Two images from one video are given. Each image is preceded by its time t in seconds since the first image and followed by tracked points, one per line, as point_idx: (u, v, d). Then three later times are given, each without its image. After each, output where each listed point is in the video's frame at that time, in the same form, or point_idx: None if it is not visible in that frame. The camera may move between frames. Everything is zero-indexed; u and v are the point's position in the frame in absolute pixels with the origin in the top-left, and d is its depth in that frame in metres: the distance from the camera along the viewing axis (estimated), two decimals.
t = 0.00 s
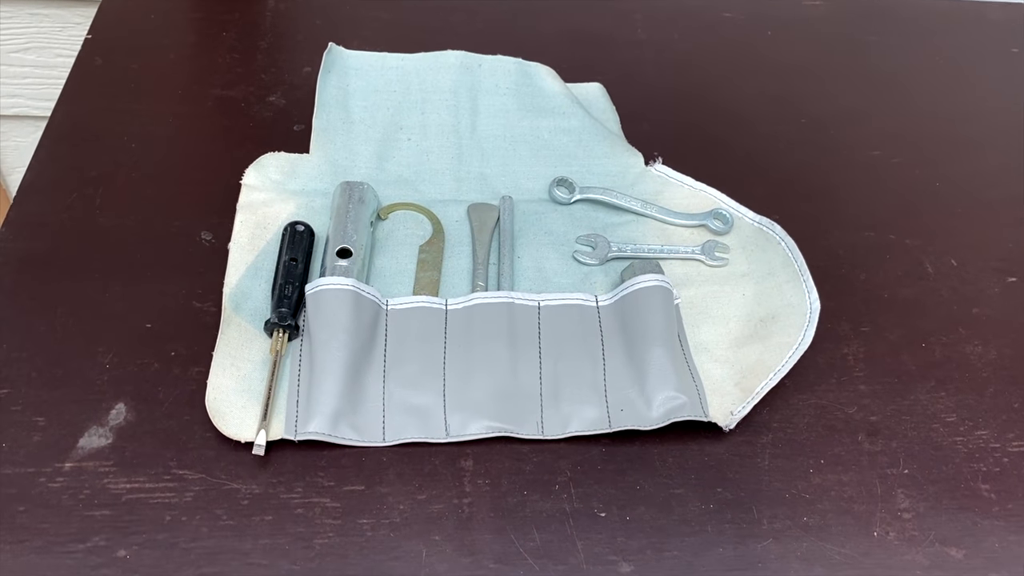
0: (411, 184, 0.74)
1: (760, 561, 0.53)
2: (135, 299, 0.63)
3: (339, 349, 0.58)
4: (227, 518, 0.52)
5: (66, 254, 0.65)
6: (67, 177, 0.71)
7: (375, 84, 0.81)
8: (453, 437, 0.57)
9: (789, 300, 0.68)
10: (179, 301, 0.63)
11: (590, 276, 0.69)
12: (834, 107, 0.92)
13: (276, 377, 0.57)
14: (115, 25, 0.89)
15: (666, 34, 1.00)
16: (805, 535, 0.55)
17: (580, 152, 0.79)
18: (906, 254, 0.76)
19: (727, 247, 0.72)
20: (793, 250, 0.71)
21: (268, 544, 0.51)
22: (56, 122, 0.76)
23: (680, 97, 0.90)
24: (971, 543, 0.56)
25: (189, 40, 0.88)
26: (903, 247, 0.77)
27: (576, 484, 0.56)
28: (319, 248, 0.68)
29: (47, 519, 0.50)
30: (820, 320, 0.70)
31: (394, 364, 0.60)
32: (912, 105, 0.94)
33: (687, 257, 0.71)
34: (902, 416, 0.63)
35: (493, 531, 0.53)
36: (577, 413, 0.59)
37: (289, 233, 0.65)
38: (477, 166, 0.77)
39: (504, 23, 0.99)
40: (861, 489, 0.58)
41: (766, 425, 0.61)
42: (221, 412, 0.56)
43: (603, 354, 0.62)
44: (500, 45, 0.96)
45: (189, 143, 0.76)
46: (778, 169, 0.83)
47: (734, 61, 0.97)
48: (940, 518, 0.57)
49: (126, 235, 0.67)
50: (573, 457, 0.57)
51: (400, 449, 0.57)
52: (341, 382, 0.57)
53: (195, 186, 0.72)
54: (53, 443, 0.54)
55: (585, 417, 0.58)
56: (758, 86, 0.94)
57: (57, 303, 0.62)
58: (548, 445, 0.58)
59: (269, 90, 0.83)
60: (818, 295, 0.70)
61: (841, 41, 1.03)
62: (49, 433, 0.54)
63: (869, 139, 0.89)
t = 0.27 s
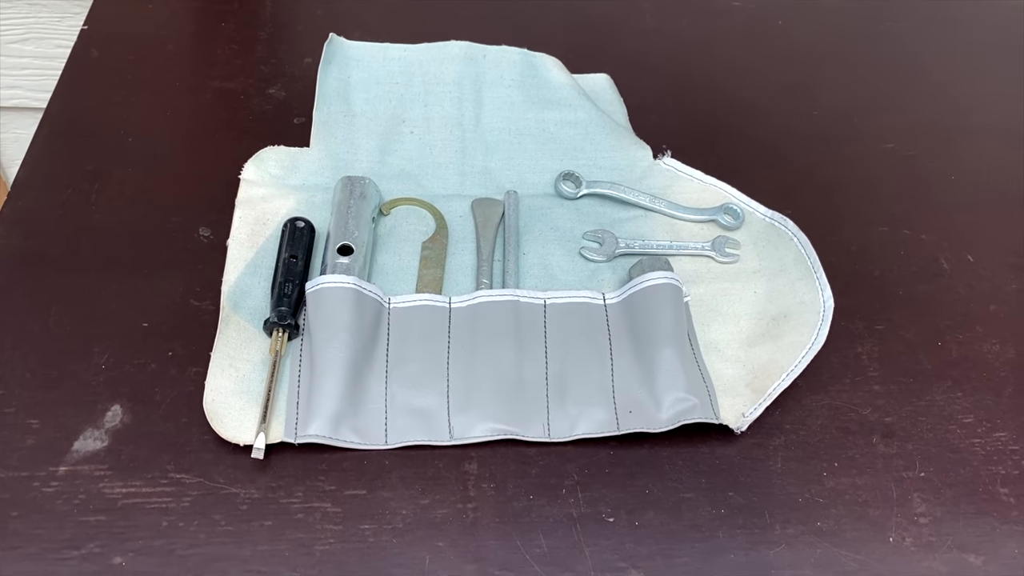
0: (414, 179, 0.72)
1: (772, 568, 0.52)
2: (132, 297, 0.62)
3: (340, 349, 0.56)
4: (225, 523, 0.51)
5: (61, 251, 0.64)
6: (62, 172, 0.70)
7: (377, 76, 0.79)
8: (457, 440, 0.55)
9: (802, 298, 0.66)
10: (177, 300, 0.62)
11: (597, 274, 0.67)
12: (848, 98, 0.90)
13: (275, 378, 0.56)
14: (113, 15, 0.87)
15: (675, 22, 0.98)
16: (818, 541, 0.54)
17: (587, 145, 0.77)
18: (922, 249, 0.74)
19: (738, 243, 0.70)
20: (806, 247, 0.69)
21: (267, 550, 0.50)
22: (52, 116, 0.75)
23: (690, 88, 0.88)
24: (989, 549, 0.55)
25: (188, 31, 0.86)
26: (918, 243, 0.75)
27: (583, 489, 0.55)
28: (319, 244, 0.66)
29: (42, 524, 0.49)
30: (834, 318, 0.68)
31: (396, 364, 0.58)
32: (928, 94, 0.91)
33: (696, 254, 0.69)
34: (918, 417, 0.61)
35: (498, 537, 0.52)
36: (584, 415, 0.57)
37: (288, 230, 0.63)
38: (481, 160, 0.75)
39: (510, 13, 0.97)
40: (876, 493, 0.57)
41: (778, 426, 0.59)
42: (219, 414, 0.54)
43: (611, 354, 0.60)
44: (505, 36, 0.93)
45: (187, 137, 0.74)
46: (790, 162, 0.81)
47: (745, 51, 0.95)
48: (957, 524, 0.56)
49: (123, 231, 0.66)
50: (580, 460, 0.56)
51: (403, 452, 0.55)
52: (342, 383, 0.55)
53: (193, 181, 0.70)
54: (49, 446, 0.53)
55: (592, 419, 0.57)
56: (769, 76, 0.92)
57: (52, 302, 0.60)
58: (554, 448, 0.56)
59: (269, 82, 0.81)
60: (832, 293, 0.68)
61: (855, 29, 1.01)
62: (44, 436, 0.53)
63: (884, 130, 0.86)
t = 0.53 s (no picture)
0: (412, 177, 0.71)
1: None
2: (122, 300, 0.60)
3: (335, 355, 0.55)
4: (216, 536, 0.49)
5: (49, 252, 0.62)
6: (51, 171, 0.68)
7: (374, 71, 0.77)
8: (455, 448, 0.54)
9: (810, 299, 0.64)
10: (168, 303, 0.60)
11: (600, 275, 0.65)
12: (858, 92, 0.87)
13: (268, 385, 0.54)
14: (105, 8, 0.85)
15: (680, 14, 0.95)
16: (827, 553, 0.52)
17: (590, 142, 0.75)
18: (934, 249, 0.72)
19: (745, 243, 0.68)
20: (815, 247, 0.67)
21: (259, 564, 0.48)
22: (41, 112, 0.73)
23: (696, 82, 0.86)
24: (1004, 562, 0.53)
25: (181, 24, 0.84)
26: (930, 242, 0.73)
27: (585, 499, 0.53)
28: (314, 245, 0.64)
29: (29, 537, 0.48)
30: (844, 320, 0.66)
31: (393, 370, 0.56)
32: (941, 88, 0.89)
33: (702, 254, 0.67)
34: (930, 424, 0.60)
35: (497, 549, 0.50)
36: (586, 422, 0.55)
37: (282, 230, 0.62)
38: (481, 157, 0.73)
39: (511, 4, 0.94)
40: (887, 503, 0.55)
41: (786, 433, 0.58)
42: (210, 422, 0.53)
43: (614, 358, 0.58)
44: (507, 28, 0.91)
45: (179, 133, 0.72)
46: (799, 159, 0.79)
47: (753, 43, 0.92)
48: (970, 535, 0.54)
49: (113, 232, 0.64)
50: (581, 469, 0.54)
51: (400, 461, 0.54)
52: (337, 389, 0.54)
53: (185, 180, 0.69)
54: (36, 455, 0.51)
55: (594, 427, 0.55)
56: (777, 69, 0.89)
57: (39, 305, 0.59)
58: (555, 456, 0.55)
59: (264, 77, 0.79)
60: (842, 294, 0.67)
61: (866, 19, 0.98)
62: (31, 445, 0.52)
63: (894, 125, 0.84)
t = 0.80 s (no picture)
0: (406, 177, 0.69)
1: None
2: (107, 305, 0.58)
3: (325, 363, 0.53)
4: (202, 551, 0.48)
5: (33, 256, 0.61)
6: (35, 171, 0.66)
7: (368, 67, 0.75)
8: (448, 460, 0.52)
9: (814, 304, 0.63)
10: (154, 308, 0.59)
11: (598, 278, 0.64)
12: (864, 88, 0.85)
13: (256, 394, 0.53)
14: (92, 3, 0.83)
15: (682, 9, 0.93)
16: (831, 568, 0.51)
17: (588, 140, 0.73)
18: (942, 251, 0.70)
19: (747, 244, 0.67)
20: (819, 249, 0.65)
21: None
22: (25, 110, 0.71)
23: (698, 79, 0.84)
24: None
25: (171, 19, 0.82)
26: (938, 244, 0.71)
27: (582, 512, 0.52)
28: (305, 248, 0.63)
29: (9, 553, 0.47)
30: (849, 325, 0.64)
31: (385, 378, 0.55)
32: (949, 83, 0.87)
33: (703, 256, 0.65)
34: (937, 432, 0.58)
35: (491, 565, 0.49)
36: (583, 432, 0.54)
37: (271, 233, 0.60)
38: (476, 156, 0.71)
39: None
40: (892, 515, 0.53)
41: (789, 443, 0.56)
42: (196, 433, 0.51)
43: (612, 366, 0.57)
44: (504, 24, 0.89)
45: (167, 132, 0.71)
46: (803, 158, 0.77)
47: (756, 39, 0.90)
48: (978, 548, 0.53)
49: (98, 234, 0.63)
50: (578, 481, 0.53)
51: (391, 473, 0.52)
52: (327, 398, 0.52)
53: (173, 180, 0.67)
54: (17, 467, 0.50)
55: (592, 437, 0.54)
56: (781, 65, 0.87)
57: (22, 311, 0.57)
58: (551, 467, 0.53)
59: (255, 74, 0.77)
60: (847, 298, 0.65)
61: (873, 13, 0.96)
62: (12, 456, 0.50)
63: (901, 122, 0.82)
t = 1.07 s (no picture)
0: (400, 175, 0.67)
1: None
2: (91, 309, 0.57)
3: (314, 370, 0.52)
4: (186, 566, 0.46)
5: (15, 258, 0.59)
6: (19, 170, 0.65)
7: (361, 62, 0.73)
8: (441, 471, 0.51)
9: (820, 307, 0.61)
10: (140, 312, 0.57)
11: (597, 280, 0.62)
12: (872, 82, 0.83)
13: (243, 402, 0.51)
14: None
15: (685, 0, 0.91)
16: None
17: (587, 137, 0.71)
18: (952, 251, 0.68)
19: (751, 245, 0.65)
20: (825, 250, 0.63)
21: None
22: (9, 106, 0.69)
23: (701, 73, 0.82)
24: None
25: (160, 12, 0.80)
26: (948, 244, 0.69)
27: (579, 524, 0.50)
28: (295, 249, 0.61)
29: None
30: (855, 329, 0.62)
31: (376, 385, 0.53)
32: (960, 77, 0.84)
33: (705, 257, 0.64)
34: (946, 441, 0.56)
35: None
36: (581, 441, 0.52)
37: (260, 235, 0.58)
38: (472, 154, 0.69)
39: None
40: (900, 527, 0.52)
41: (793, 452, 0.54)
42: (181, 443, 0.50)
43: (611, 372, 0.55)
44: (502, 16, 0.87)
45: (155, 130, 0.69)
46: (808, 155, 0.75)
47: (761, 31, 0.88)
48: (989, 562, 0.51)
49: (83, 235, 0.61)
50: (575, 492, 0.51)
51: (382, 484, 0.51)
52: (316, 406, 0.51)
53: (160, 179, 0.65)
54: None
55: (589, 446, 0.52)
56: (786, 59, 0.85)
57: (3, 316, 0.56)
58: (548, 478, 0.52)
59: (245, 69, 0.75)
60: (853, 301, 0.63)
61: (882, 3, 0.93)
62: None
63: (910, 117, 0.79)
